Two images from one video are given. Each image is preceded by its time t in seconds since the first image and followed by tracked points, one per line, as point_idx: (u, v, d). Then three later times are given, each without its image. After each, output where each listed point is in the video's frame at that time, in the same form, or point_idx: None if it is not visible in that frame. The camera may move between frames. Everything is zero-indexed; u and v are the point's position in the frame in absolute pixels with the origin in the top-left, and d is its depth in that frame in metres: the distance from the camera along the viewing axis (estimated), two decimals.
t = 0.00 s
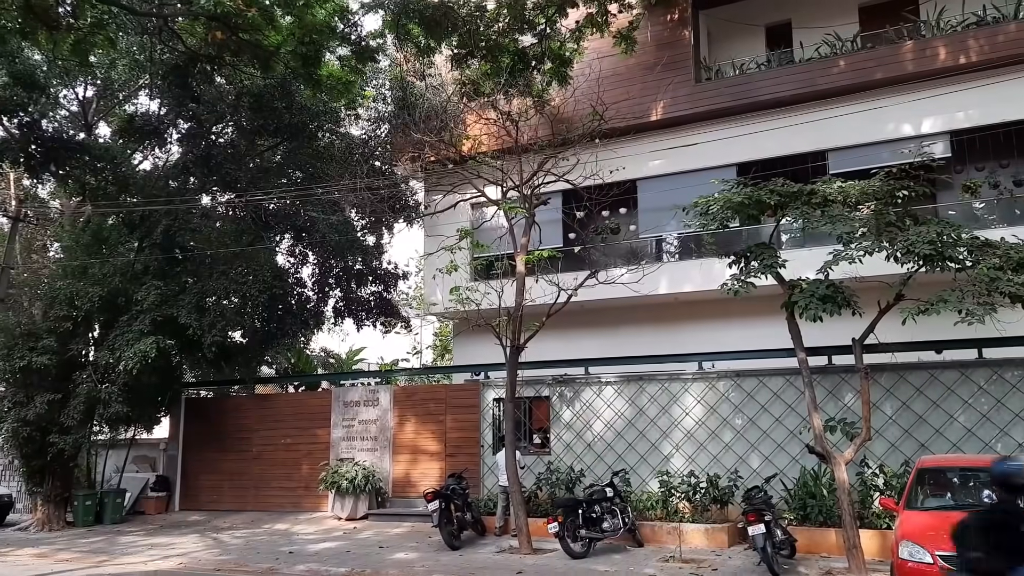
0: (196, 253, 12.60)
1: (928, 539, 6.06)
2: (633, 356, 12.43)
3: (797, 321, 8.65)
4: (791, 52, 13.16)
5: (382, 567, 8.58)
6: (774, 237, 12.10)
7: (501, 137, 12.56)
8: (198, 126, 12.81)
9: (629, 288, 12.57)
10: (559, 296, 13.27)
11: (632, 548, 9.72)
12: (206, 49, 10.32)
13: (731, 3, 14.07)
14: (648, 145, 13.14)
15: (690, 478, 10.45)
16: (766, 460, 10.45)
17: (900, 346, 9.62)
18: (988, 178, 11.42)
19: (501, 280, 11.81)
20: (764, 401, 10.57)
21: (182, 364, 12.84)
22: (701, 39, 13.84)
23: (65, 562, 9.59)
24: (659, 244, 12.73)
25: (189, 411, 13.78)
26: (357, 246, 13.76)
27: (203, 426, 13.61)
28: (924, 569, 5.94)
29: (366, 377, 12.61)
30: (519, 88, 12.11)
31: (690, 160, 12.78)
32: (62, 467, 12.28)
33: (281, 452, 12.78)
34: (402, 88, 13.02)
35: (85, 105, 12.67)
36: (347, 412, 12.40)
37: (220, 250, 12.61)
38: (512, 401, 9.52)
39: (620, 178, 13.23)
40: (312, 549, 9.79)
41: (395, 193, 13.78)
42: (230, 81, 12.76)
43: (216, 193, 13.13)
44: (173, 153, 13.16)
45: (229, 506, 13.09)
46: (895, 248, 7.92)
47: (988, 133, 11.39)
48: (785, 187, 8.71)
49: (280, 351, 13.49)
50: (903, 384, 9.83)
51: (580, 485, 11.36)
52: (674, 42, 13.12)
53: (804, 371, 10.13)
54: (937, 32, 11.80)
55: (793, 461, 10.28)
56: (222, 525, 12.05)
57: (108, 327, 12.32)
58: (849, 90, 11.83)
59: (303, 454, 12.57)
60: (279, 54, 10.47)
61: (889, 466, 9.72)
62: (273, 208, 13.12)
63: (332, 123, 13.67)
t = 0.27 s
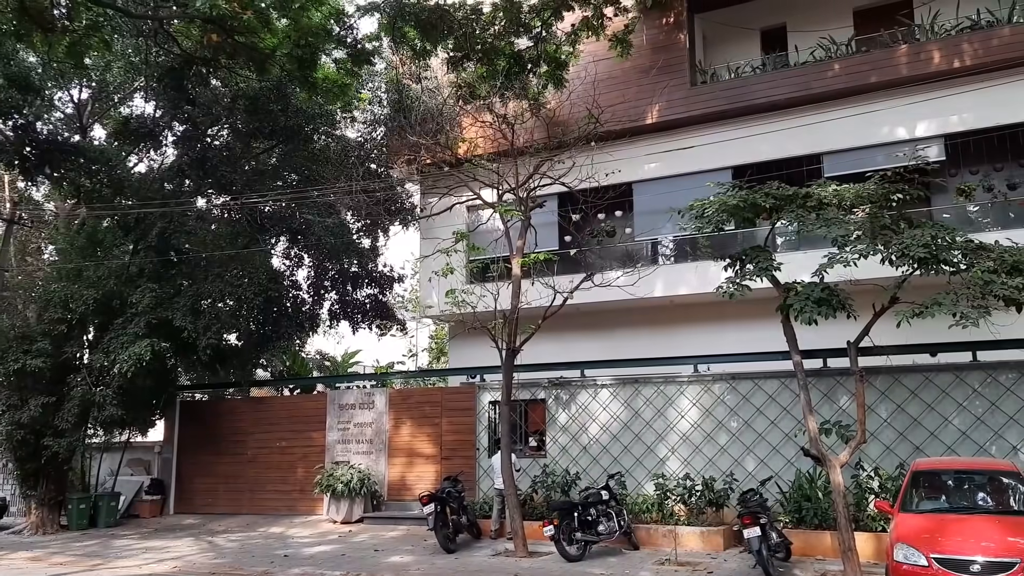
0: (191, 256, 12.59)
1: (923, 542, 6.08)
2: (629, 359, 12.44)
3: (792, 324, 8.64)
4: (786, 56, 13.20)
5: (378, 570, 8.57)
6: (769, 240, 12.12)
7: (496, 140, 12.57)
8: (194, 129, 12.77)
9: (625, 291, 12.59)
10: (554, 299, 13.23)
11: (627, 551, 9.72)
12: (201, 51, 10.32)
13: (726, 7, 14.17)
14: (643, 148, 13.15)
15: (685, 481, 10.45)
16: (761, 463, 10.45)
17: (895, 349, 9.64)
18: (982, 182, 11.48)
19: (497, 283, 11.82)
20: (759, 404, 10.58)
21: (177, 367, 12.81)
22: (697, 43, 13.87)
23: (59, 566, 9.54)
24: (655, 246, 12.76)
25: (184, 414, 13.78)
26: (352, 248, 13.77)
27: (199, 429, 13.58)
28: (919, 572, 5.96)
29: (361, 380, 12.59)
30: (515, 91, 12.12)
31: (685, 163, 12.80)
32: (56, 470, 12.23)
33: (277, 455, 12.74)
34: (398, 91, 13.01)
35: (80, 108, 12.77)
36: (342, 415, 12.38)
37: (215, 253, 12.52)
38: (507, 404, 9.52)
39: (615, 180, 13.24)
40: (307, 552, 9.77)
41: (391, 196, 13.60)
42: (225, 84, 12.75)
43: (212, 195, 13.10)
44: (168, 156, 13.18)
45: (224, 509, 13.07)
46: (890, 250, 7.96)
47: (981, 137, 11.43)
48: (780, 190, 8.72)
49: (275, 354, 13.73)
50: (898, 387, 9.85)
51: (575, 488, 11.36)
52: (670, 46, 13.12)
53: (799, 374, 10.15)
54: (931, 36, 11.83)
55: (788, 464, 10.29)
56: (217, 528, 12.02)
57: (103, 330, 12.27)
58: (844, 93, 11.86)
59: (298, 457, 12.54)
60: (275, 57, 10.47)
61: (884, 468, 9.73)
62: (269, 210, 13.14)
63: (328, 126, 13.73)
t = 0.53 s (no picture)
0: (184, 259, 12.55)
1: (916, 545, 6.10)
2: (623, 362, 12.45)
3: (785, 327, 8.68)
4: (779, 60, 13.25)
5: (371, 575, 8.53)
6: (762, 244, 12.17)
7: (491, 143, 12.57)
8: (187, 131, 12.78)
9: (619, 295, 12.59)
10: (549, 302, 13.13)
11: (622, 554, 9.72)
12: (195, 54, 10.26)
13: (719, 11, 14.20)
14: (637, 152, 13.18)
15: (679, 484, 10.47)
16: (755, 466, 10.46)
17: (888, 352, 9.67)
18: (974, 186, 11.55)
19: (491, 287, 11.82)
20: (753, 407, 10.60)
21: (170, 371, 12.77)
22: (690, 47, 13.91)
23: (51, 570, 9.49)
24: (649, 249, 12.85)
25: (177, 418, 13.71)
26: (345, 251, 13.80)
27: (192, 432, 13.53)
28: (911, 575, 5.97)
29: (355, 384, 12.57)
30: (509, 95, 12.13)
31: (679, 167, 12.82)
32: (48, 474, 12.16)
33: (270, 458, 12.71)
34: (392, 94, 13.04)
35: (73, 110, 12.68)
36: (336, 419, 12.35)
37: (208, 256, 12.53)
38: (502, 407, 9.51)
39: (610, 184, 13.27)
40: (301, 557, 9.73)
41: (385, 200, 13.65)
42: (220, 86, 12.63)
43: (205, 198, 13.06)
44: (161, 159, 13.15)
45: (218, 513, 13.02)
46: (883, 255, 8.05)
47: (973, 141, 11.50)
48: (774, 194, 8.76)
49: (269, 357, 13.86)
50: (891, 390, 9.88)
51: (569, 492, 11.34)
52: (664, 50, 13.16)
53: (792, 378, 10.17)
54: (924, 41, 11.89)
55: (781, 467, 10.30)
56: (210, 532, 11.97)
57: (96, 333, 12.26)
58: (837, 97, 11.91)
59: (292, 460, 12.51)
60: (269, 59, 10.41)
61: (877, 471, 9.75)
62: (262, 214, 13.16)
63: (322, 129, 13.62)
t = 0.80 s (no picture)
0: (176, 261, 12.42)
1: (907, 547, 6.12)
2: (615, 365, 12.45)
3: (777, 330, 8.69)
4: (771, 64, 13.30)
5: None
6: (754, 247, 12.21)
7: (484, 146, 12.58)
8: (179, 133, 12.65)
9: (611, 297, 12.59)
10: (541, 305, 13.24)
11: (614, 557, 9.72)
12: (187, 55, 10.22)
13: (711, 15, 14.24)
14: (629, 155, 13.21)
15: (671, 486, 10.47)
16: (747, 468, 10.48)
17: (878, 355, 9.71)
18: (964, 190, 11.63)
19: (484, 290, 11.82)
20: (745, 409, 10.62)
21: (161, 373, 12.73)
22: (683, 51, 13.96)
23: (40, 574, 9.42)
24: (642, 252, 12.91)
25: (168, 420, 13.66)
26: (337, 254, 13.83)
27: (183, 435, 13.47)
28: None
29: (347, 387, 12.54)
30: (502, 98, 12.14)
31: (672, 170, 12.85)
32: (38, 477, 12.09)
33: (262, 461, 12.67)
34: (384, 96, 12.98)
35: (65, 112, 12.89)
36: (327, 422, 12.31)
37: (201, 258, 12.41)
38: (494, 410, 9.50)
39: (602, 187, 13.29)
40: (292, 560, 9.69)
41: (377, 202, 13.82)
42: (211, 88, 12.56)
43: (197, 200, 13.00)
44: (152, 160, 13.12)
45: (209, 516, 12.97)
46: (874, 258, 8.04)
47: (964, 145, 11.57)
48: (765, 198, 8.78)
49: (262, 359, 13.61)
50: (882, 393, 9.92)
51: (562, 494, 11.33)
52: (656, 53, 13.20)
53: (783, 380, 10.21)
54: (914, 46, 11.94)
55: (773, 470, 10.32)
56: (201, 536, 11.92)
57: (87, 335, 12.16)
58: (829, 101, 11.96)
59: (284, 463, 12.47)
60: (262, 61, 10.38)
61: (868, 474, 9.77)
62: (254, 215, 13.16)
63: (314, 131, 13.73)
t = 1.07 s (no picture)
0: (167, 263, 12.49)
1: (897, 549, 6.14)
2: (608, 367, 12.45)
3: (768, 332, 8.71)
4: (763, 67, 13.34)
5: None
6: (746, 249, 12.22)
7: (477, 148, 12.58)
8: (170, 134, 12.62)
9: (604, 300, 12.60)
10: (534, 307, 13.19)
11: (606, 559, 9.72)
12: (180, 57, 10.22)
13: (703, 19, 14.31)
14: (622, 157, 13.24)
15: (663, 489, 10.48)
16: (738, 471, 10.49)
17: (869, 358, 9.75)
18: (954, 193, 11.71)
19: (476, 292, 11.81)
20: (736, 412, 10.64)
21: (152, 376, 12.67)
22: (675, 54, 14.02)
23: None
24: (634, 255, 12.83)
25: (159, 423, 13.58)
26: (330, 256, 13.73)
27: (174, 438, 13.41)
28: None
29: (339, 389, 12.52)
30: (494, 100, 12.15)
31: (664, 173, 12.89)
32: (28, 480, 12.03)
33: (253, 464, 12.62)
34: (377, 99, 13.14)
35: (55, 113, 12.70)
36: (319, 424, 12.28)
37: (191, 261, 12.40)
38: (487, 413, 9.50)
39: (595, 190, 13.35)
40: (283, 563, 9.66)
41: (370, 204, 13.88)
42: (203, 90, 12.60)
43: (189, 202, 12.99)
44: (144, 162, 12.98)
45: (200, 518, 12.91)
46: (865, 261, 8.02)
47: (954, 149, 11.66)
48: (758, 200, 8.77)
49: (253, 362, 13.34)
50: (873, 395, 9.94)
51: (554, 497, 11.32)
52: (648, 57, 13.24)
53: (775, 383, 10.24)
54: (905, 50, 12.01)
55: (765, 472, 10.34)
56: (192, 539, 11.87)
57: (77, 337, 12.12)
58: (820, 105, 12.01)
59: (275, 466, 12.43)
60: (254, 63, 10.35)
61: (859, 477, 9.80)
62: (247, 217, 13.02)
63: (307, 133, 13.50)
